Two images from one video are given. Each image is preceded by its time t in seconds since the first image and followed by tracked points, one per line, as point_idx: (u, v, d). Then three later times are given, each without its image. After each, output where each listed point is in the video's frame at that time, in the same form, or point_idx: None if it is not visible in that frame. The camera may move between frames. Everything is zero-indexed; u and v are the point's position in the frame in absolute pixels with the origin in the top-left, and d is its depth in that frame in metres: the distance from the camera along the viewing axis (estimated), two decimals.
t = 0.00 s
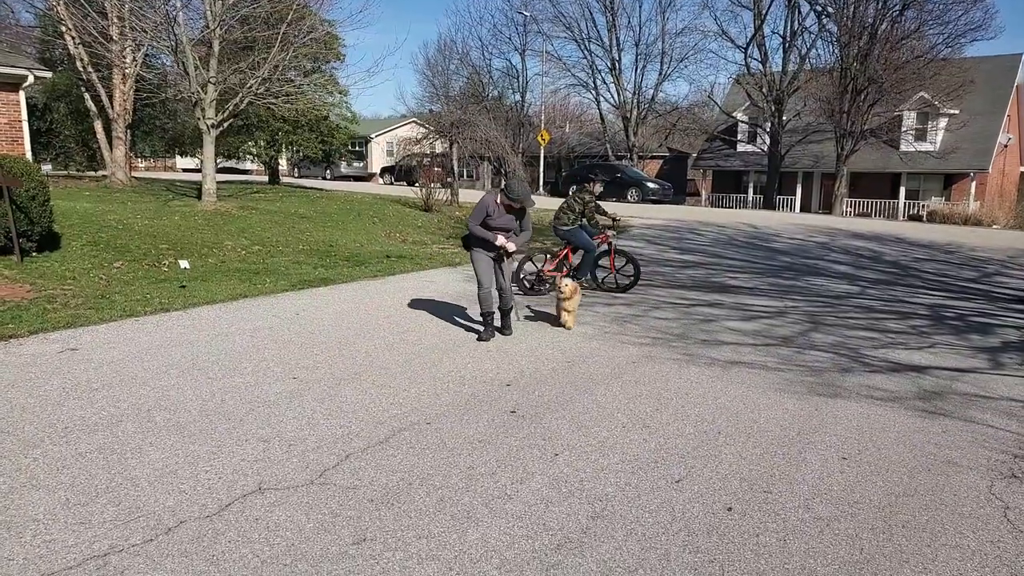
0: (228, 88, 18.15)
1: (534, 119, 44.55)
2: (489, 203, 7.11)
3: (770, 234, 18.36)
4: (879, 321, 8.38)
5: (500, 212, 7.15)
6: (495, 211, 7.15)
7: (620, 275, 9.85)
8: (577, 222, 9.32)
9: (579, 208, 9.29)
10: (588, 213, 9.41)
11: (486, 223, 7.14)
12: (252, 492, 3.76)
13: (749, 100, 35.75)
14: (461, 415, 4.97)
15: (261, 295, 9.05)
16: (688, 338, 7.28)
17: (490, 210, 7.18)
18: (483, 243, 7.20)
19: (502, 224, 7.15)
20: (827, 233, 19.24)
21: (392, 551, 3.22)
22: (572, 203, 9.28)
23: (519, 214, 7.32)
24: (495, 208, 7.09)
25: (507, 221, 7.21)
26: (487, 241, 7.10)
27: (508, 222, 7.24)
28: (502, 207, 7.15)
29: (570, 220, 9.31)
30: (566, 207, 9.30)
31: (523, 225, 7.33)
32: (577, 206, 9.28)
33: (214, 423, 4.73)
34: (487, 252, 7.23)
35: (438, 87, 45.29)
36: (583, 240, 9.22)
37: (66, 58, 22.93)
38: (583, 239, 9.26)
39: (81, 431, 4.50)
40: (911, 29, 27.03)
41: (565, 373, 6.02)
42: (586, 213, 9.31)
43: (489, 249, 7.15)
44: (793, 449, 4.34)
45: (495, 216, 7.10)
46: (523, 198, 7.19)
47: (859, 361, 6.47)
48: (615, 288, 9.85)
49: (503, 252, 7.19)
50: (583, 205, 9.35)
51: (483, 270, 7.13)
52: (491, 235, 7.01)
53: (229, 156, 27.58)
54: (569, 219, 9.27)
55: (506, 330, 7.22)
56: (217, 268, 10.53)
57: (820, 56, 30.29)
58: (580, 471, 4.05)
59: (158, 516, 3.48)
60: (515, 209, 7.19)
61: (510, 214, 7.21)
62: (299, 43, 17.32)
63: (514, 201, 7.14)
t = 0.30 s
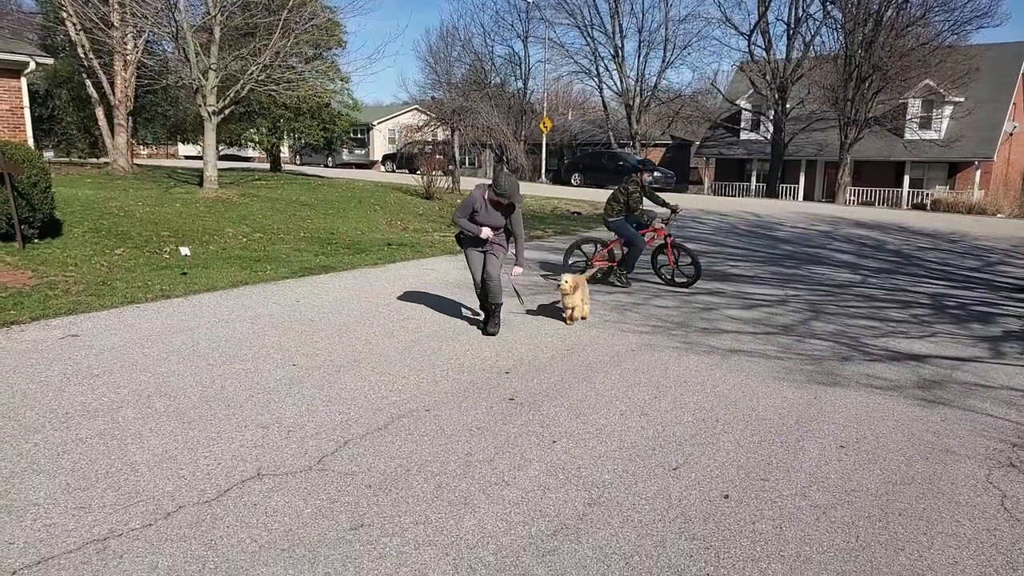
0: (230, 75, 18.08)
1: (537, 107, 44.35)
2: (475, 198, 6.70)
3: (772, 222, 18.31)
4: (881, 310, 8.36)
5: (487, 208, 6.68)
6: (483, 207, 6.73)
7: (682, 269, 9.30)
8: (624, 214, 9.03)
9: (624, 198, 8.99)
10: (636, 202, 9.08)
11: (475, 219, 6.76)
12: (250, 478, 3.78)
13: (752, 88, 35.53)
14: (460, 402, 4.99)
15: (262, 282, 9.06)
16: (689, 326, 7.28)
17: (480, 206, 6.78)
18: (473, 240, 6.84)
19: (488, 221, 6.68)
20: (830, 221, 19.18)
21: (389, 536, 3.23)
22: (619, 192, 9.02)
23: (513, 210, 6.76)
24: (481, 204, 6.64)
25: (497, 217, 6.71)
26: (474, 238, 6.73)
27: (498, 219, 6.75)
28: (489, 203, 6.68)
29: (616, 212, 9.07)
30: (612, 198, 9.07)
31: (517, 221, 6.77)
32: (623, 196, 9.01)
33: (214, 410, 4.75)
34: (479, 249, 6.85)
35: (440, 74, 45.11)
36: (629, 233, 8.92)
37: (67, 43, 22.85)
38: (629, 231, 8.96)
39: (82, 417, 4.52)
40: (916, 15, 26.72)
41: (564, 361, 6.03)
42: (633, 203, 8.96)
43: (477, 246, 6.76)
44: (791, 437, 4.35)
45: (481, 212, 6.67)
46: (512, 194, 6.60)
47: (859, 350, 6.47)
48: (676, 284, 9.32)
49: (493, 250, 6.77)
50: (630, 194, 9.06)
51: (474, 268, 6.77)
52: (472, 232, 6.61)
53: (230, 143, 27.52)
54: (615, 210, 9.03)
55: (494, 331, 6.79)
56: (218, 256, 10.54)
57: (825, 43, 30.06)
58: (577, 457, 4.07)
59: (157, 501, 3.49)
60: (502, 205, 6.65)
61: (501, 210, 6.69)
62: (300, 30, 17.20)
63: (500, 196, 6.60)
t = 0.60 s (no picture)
0: (233, 65, 18.04)
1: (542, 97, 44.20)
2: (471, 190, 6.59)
3: (777, 213, 18.24)
4: (884, 301, 8.33)
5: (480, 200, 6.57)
6: (477, 199, 6.63)
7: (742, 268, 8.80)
8: (674, 209, 8.85)
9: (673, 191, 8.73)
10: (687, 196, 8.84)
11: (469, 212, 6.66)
12: (251, 467, 3.80)
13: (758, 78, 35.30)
14: (461, 393, 4.98)
15: (265, 273, 9.07)
16: (691, 317, 7.26)
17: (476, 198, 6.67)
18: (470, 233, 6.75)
19: (482, 214, 6.57)
20: (835, 212, 19.07)
21: (388, 525, 3.24)
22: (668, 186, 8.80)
23: (508, 203, 6.62)
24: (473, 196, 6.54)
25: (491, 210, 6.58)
26: (467, 231, 6.63)
27: (493, 211, 6.62)
28: (482, 195, 6.56)
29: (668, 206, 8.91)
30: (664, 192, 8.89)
31: (514, 213, 6.63)
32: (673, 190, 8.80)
33: (215, 399, 4.76)
34: (474, 243, 6.74)
35: (445, 64, 45.04)
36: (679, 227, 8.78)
37: (72, 34, 22.82)
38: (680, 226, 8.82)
39: (85, 406, 4.54)
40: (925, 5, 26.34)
41: (567, 352, 6.03)
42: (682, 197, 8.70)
43: (472, 239, 6.65)
44: (792, 428, 4.35)
45: (476, 205, 6.57)
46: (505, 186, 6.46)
47: (862, 341, 6.45)
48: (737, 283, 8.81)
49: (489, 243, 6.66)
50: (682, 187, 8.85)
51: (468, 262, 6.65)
52: (465, 225, 6.51)
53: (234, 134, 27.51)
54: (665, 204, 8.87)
55: (488, 327, 6.61)
56: (222, 247, 10.55)
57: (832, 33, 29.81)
58: (577, 448, 4.07)
59: (158, 490, 3.51)
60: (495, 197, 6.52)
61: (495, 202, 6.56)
62: (303, 20, 17.09)
63: (492, 188, 6.48)
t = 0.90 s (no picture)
0: (231, 57, 17.98)
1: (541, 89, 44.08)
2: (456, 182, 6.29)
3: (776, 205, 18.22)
4: (881, 292, 8.33)
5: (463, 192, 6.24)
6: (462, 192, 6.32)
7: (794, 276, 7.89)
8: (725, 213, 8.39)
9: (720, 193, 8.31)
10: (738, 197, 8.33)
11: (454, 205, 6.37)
12: (249, 460, 3.81)
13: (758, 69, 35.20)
14: (459, 385, 5.00)
15: (264, 265, 9.08)
16: (689, 309, 7.27)
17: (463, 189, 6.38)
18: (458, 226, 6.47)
19: (464, 207, 6.26)
20: (834, 204, 19.05)
21: (385, 517, 3.26)
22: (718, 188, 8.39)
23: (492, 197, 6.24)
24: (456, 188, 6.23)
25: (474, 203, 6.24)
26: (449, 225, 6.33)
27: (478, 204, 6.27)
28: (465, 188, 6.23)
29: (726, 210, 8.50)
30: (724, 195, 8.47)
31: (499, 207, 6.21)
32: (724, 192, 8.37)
33: (213, 392, 4.78)
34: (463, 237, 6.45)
35: (444, 56, 44.92)
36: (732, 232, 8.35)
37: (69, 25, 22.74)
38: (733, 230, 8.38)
39: (81, 400, 4.55)
40: None
41: (565, 344, 6.03)
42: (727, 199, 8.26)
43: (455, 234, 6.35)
44: (789, 419, 4.36)
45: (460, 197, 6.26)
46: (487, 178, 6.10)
47: (859, 332, 6.46)
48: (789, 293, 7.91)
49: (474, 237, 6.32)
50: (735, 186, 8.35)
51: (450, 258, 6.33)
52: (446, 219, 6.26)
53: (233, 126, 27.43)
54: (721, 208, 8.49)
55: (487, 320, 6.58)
56: (220, 239, 10.55)
57: (831, 24, 29.72)
58: (575, 439, 4.09)
59: (156, 483, 3.53)
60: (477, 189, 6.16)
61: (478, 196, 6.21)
62: (302, 11, 16.99)
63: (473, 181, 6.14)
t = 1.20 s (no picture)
0: (228, 46, 17.86)
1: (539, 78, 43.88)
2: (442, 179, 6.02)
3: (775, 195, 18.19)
4: (880, 281, 8.33)
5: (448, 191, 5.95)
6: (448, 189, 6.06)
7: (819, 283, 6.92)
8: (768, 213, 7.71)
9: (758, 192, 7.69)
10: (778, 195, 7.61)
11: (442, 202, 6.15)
12: (246, 450, 3.80)
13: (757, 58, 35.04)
14: (456, 375, 4.99)
15: (261, 255, 9.06)
16: (688, 299, 7.25)
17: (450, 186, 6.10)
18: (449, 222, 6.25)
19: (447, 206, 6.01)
20: (833, 193, 19.02)
21: (383, 506, 3.26)
22: (755, 187, 7.79)
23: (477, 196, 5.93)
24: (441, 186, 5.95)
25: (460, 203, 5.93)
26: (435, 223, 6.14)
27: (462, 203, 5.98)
28: (450, 186, 5.94)
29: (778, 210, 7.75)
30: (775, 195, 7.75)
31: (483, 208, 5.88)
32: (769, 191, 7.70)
33: (211, 382, 4.77)
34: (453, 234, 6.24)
35: (442, 45, 44.68)
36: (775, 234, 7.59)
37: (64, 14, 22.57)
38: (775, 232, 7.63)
39: (79, 390, 4.54)
40: None
41: (563, 334, 6.02)
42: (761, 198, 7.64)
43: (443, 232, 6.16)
44: (787, 409, 4.36)
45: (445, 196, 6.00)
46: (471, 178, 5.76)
47: (857, 321, 6.45)
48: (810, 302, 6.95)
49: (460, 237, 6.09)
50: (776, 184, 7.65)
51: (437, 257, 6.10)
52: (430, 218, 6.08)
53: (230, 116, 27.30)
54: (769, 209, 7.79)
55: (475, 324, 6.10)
56: (217, 229, 10.52)
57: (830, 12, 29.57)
58: (572, 429, 4.08)
59: (153, 472, 3.52)
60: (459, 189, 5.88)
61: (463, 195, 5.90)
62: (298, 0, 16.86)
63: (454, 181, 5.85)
